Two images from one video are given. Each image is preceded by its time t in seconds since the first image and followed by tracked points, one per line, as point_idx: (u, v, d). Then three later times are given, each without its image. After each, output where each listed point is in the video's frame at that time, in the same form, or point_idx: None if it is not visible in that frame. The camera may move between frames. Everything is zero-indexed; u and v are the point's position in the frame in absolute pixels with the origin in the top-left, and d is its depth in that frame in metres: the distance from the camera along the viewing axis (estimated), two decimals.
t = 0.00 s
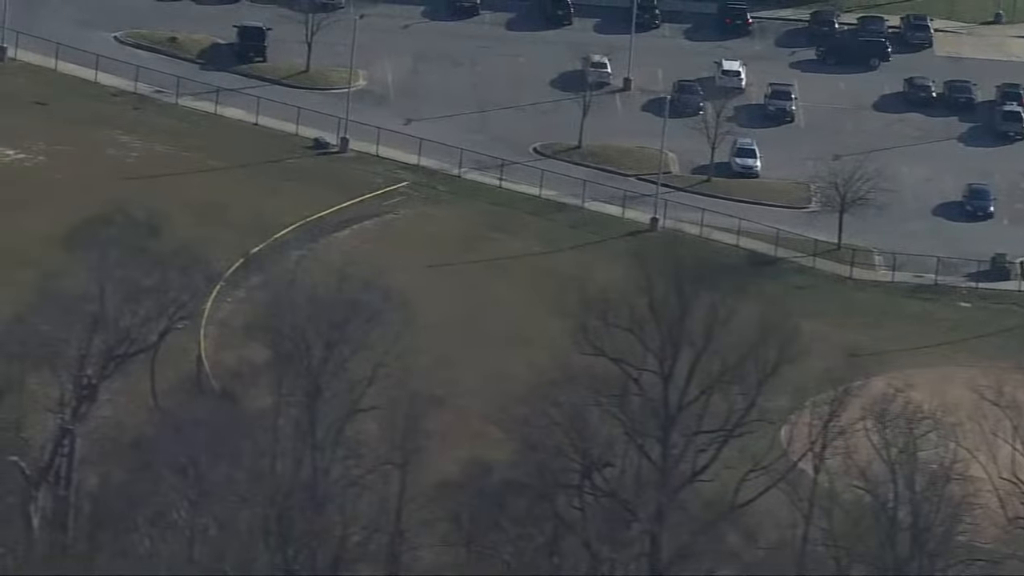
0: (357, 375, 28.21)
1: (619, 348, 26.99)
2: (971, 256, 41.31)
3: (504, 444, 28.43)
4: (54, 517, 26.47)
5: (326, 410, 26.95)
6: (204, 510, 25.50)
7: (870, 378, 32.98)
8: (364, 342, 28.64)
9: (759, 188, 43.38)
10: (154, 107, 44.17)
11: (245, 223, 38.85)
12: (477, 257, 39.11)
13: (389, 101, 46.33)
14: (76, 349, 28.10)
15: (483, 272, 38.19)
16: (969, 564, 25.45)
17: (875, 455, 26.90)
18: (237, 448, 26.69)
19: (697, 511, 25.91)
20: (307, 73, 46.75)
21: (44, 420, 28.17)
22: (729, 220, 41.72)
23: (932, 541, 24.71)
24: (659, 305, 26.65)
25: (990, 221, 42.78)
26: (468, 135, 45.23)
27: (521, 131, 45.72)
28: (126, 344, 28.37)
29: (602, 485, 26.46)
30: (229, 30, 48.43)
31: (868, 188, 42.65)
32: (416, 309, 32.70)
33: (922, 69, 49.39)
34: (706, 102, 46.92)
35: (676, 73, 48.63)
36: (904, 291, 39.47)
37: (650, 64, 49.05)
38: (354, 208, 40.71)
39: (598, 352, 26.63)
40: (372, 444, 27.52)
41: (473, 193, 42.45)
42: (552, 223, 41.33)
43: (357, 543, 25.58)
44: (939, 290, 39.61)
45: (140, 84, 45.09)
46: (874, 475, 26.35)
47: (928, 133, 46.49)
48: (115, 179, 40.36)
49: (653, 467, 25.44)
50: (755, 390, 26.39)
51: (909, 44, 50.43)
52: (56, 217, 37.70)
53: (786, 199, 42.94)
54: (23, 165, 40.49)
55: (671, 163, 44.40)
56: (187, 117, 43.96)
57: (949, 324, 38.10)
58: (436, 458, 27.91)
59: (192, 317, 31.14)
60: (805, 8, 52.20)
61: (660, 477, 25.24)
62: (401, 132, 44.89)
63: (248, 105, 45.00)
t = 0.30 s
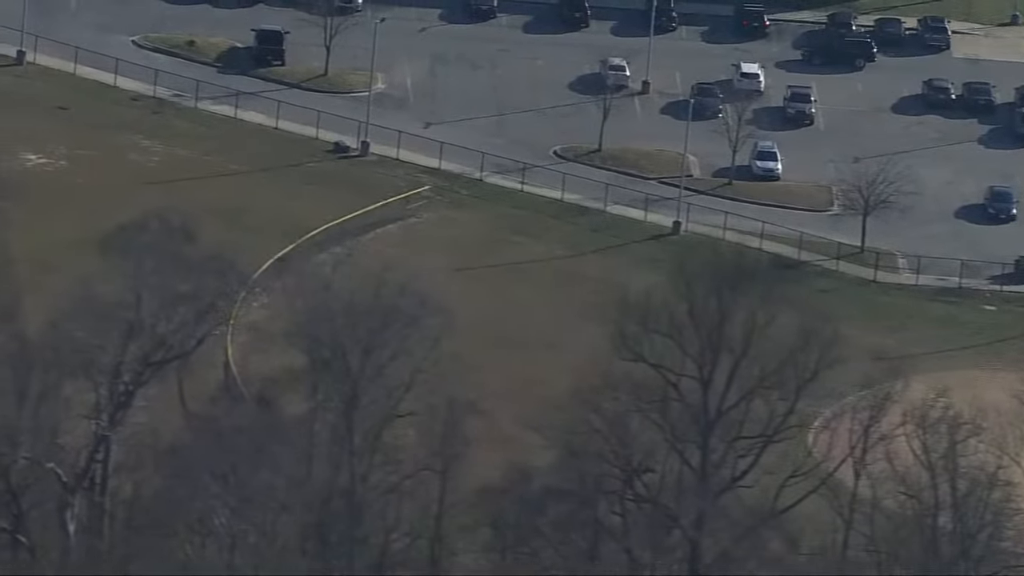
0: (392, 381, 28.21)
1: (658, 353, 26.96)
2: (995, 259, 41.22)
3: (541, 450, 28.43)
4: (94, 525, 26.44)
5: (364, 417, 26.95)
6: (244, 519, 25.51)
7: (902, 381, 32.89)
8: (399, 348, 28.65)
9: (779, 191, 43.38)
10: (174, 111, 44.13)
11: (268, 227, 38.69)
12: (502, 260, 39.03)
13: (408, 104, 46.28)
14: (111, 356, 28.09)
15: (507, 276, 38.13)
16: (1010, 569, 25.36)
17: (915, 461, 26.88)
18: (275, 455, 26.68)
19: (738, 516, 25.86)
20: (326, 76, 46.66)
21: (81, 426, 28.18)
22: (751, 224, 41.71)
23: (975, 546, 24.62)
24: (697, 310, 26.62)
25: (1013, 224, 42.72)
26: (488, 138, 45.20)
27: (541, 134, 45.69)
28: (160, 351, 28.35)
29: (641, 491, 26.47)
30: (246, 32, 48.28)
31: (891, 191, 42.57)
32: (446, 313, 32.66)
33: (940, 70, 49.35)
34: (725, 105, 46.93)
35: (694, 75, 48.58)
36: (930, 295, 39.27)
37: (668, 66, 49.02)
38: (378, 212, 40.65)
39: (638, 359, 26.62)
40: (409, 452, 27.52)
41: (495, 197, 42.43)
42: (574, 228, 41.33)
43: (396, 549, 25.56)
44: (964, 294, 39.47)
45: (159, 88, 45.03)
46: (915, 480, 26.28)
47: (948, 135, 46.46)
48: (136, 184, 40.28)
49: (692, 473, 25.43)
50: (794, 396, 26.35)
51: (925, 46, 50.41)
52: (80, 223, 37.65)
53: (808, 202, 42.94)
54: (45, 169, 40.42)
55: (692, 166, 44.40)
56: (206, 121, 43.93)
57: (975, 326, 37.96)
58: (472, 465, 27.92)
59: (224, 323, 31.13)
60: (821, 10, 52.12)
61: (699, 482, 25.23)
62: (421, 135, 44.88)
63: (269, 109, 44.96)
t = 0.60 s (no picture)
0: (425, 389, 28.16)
1: (697, 361, 26.92)
2: (1019, 262, 41.06)
3: (578, 460, 28.46)
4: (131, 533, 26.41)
5: (400, 425, 26.91)
6: (284, 527, 25.52)
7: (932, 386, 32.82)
8: (433, 355, 28.67)
9: (801, 195, 43.33)
10: (193, 116, 44.07)
11: (291, 233, 38.58)
12: (526, 265, 38.95)
13: (427, 109, 46.22)
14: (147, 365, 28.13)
15: (530, 280, 38.07)
16: None
17: (955, 467, 26.79)
18: (314, 464, 26.68)
19: (779, 523, 25.79)
20: (345, 81, 46.57)
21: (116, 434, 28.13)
22: (774, 228, 41.67)
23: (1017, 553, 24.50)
24: (737, 318, 26.59)
25: None
26: (508, 143, 45.16)
27: (561, 138, 45.64)
28: (195, 360, 28.42)
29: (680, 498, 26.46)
30: (263, 36, 48.10)
31: (914, 195, 42.49)
32: (476, 319, 32.60)
33: (958, 73, 49.32)
34: (743, 108, 46.91)
35: (713, 79, 48.50)
36: (955, 299, 39.10)
37: (686, 69, 48.96)
38: (402, 216, 40.58)
39: (677, 365, 26.59)
40: (446, 460, 27.49)
41: (517, 202, 42.38)
42: (597, 232, 41.27)
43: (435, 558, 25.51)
44: (989, 297, 39.32)
45: (179, 93, 44.96)
46: (955, 487, 26.17)
47: (968, 138, 46.43)
48: (157, 190, 40.21)
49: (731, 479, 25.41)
50: (834, 403, 26.31)
51: (943, 49, 50.38)
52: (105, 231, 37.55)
53: (830, 206, 42.90)
54: (67, 174, 40.33)
55: (712, 171, 44.39)
56: (227, 126, 43.89)
57: (1002, 330, 37.77)
58: (507, 475, 27.90)
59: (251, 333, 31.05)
60: (838, 13, 51.99)
61: (739, 488, 25.21)
62: (442, 140, 44.84)
63: (288, 114, 44.94)
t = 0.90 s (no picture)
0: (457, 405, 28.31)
1: (733, 371, 26.97)
2: None
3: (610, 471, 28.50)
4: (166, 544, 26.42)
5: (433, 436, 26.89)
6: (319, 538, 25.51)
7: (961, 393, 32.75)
8: (465, 367, 28.71)
9: (819, 201, 43.31)
10: (211, 124, 44.04)
11: (312, 240, 38.55)
12: (547, 273, 38.92)
13: (443, 116, 46.19)
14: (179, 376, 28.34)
15: (552, 289, 38.08)
16: None
17: (991, 477, 26.72)
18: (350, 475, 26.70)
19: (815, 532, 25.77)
20: (361, 87, 46.48)
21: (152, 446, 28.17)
22: (794, 235, 41.67)
23: None
24: (773, 327, 26.63)
25: None
26: (526, 150, 45.14)
27: (579, 145, 45.63)
28: (227, 371, 28.52)
29: (716, 507, 26.51)
30: (278, 44, 48.01)
31: (933, 201, 42.45)
32: (504, 328, 32.57)
33: (973, 79, 49.34)
34: (759, 115, 46.90)
35: (728, 84, 48.46)
36: (977, 304, 38.95)
37: (702, 75, 48.92)
38: (423, 224, 40.55)
39: (713, 375, 26.61)
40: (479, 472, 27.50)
41: (536, 208, 42.34)
42: (616, 239, 41.24)
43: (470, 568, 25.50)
44: (1011, 302, 39.18)
45: (195, 101, 44.92)
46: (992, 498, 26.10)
47: (984, 144, 46.41)
48: (177, 198, 40.19)
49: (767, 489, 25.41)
50: (870, 412, 26.28)
51: (956, 54, 50.41)
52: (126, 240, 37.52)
53: (848, 212, 42.88)
54: (86, 182, 40.31)
55: (730, 177, 44.39)
56: (244, 133, 43.87)
57: None
58: (542, 490, 27.93)
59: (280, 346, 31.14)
60: (851, 18, 52.00)
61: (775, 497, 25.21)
62: (460, 147, 44.81)
63: (306, 121, 44.90)
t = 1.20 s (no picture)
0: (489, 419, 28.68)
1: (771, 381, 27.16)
2: None
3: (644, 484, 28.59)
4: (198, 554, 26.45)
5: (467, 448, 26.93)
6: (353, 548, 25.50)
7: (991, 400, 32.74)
8: (497, 381, 28.81)
9: (838, 209, 43.39)
10: (230, 133, 44.08)
11: (336, 250, 38.60)
12: (570, 282, 38.99)
13: (462, 125, 46.24)
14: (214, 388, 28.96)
15: (575, 298, 38.13)
16: None
17: None
18: (386, 488, 26.85)
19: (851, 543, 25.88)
20: (379, 97, 46.53)
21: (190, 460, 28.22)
22: (814, 244, 41.74)
23: None
24: (809, 338, 26.72)
25: None
26: (545, 159, 45.19)
27: (597, 154, 45.70)
28: (264, 380, 28.90)
29: (754, 518, 26.63)
30: (294, 53, 47.91)
31: (953, 210, 42.51)
32: (533, 338, 32.63)
33: (988, 87, 49.43)
34: (775, 123, 46.99)
35: (745, 93, 48.56)
36: (1000, 310, 38.92)
37: (718, 83, 49.00)
38: (445, 233, 40.58)
39: (750, 386, 26.79)
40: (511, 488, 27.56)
41: (556, 217, 42.41)
42: (636, 247, 41.30)
43: None
44: None
45: (214, 110, 44.97)
46: None
47: (1001, 152, 46.48)
48: (198, 208, 40.21)
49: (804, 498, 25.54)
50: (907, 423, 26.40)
51: (971, 62, 50.50)
52: (150, 253, 37.57)
53: (867, 221, 42.95)
54: (108, 191, 40.39)
55: (749, 186, 44.47)
56: (263, 142, 43.92)
57: None
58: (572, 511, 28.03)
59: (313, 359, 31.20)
60: (866, 26, 52.10)
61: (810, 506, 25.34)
62: (479, 157, 44.87)
63: (325, 130, 44.94)
